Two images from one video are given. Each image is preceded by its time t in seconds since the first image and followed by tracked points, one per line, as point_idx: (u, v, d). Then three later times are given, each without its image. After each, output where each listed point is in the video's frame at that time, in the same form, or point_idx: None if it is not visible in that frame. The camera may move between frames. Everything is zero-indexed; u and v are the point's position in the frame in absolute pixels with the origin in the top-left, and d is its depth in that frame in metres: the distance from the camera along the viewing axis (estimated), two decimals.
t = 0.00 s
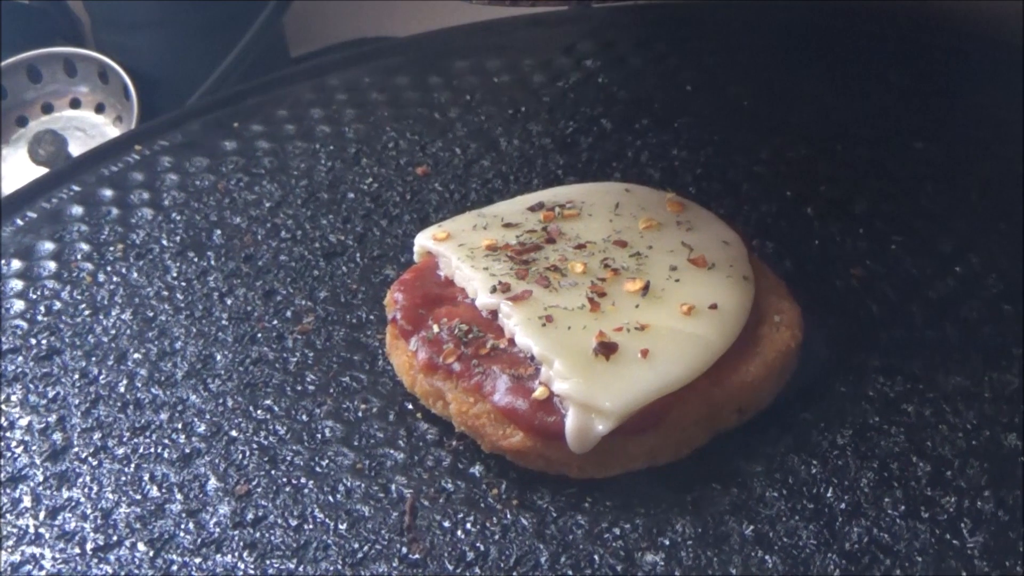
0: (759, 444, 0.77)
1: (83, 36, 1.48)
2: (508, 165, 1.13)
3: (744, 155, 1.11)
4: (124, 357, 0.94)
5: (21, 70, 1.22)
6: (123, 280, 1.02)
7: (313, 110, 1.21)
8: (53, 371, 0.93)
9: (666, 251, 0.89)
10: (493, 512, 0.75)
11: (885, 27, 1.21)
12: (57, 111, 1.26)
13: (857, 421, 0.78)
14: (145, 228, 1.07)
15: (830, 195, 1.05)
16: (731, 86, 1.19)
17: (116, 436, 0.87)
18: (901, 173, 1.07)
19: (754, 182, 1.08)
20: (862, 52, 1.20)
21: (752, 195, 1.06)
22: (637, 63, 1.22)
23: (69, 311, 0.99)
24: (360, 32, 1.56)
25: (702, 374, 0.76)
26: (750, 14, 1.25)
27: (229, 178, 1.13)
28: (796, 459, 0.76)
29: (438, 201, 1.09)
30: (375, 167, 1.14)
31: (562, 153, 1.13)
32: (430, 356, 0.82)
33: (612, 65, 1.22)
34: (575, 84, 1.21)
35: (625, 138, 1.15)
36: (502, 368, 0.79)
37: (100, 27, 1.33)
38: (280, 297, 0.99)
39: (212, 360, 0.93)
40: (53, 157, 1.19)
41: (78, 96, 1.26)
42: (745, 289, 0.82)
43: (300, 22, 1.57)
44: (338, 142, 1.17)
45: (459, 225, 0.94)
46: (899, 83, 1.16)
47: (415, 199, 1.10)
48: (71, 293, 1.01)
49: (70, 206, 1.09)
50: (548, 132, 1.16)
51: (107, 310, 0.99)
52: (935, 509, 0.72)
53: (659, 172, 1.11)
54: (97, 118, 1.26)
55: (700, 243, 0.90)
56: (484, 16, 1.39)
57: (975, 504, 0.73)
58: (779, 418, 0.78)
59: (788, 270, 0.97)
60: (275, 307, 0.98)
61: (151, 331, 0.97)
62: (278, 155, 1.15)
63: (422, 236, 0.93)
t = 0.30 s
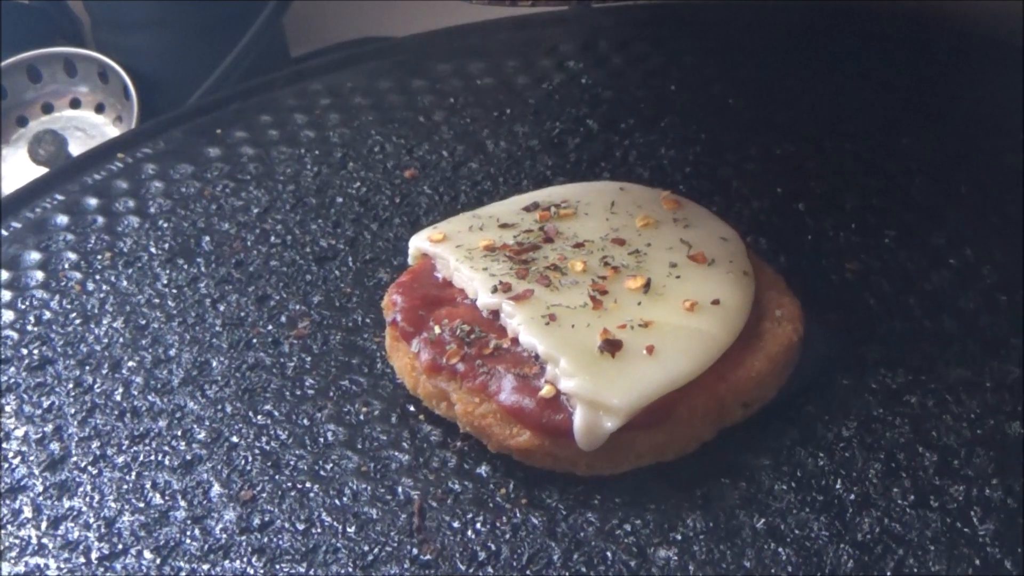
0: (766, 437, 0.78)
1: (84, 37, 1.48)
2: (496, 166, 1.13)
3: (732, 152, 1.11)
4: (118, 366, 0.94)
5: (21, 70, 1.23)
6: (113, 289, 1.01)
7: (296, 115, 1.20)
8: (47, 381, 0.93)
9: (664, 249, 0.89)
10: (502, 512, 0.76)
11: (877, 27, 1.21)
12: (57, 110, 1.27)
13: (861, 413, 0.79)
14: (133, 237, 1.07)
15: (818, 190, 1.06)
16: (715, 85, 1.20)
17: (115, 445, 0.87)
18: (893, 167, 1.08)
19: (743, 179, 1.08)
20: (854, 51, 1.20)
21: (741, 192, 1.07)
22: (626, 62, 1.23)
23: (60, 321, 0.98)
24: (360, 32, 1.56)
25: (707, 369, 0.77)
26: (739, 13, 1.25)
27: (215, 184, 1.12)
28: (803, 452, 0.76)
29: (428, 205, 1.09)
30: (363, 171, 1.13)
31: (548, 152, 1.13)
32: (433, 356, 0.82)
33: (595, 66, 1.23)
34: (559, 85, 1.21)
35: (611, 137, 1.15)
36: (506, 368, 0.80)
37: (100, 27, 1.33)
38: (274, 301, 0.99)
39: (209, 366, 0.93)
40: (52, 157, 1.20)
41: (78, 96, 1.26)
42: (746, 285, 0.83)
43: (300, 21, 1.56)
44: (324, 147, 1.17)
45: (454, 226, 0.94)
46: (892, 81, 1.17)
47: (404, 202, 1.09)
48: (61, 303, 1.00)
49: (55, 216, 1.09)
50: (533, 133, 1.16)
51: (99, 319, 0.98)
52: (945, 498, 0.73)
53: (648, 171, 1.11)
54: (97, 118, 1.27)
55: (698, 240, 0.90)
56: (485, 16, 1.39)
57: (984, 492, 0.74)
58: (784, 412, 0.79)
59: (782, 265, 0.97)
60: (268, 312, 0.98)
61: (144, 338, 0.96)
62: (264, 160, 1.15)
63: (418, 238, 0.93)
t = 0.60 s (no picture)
0: (773, 430, 0.79)
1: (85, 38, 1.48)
2: (483, 169, 1.12)
3: (718, 150, 1.12)
4: (112, 376, 0.93)
5: (21, 70, 1.23)
6: (102, 298, 1.00)
7: (278, 123, 1.20)
8: (41, 393, 0.92)
9: (662, 246, 0.90)
10: (512, 511, 0.76)
11: (870, 26, 1.22)
12: (57, 110, 1.27)
13: (865, 405, 0.80)
14: (119, 245, 1.06)
15: (806, 186, 1.07)
16: (696, 87, 1.20)
17: (115, 454, 0.86)
18: (883, 161, 1.09)
19: (731, 177, 1.08)
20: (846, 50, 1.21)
21: (730, 189, 1.07)
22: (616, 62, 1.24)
23: (50, 332, 0.97)
24: (360, 33, 1.56)
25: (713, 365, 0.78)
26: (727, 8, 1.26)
27: (200, 192, 1.12)
28: (811, 444, 0.77)
29: (416, 208, 1.08)
30: (349, 176, 1.13)
31: (535, 155, 1.13)
32: (437, 357, 0.82)
33: (577, 67, 1.23)
34: (541, 86, 1.21)
35: (596, 138, 1.15)
36: (512, 367, 0.80)
37: (101, 28, 1.33)
38: (267, 307, 0.99)
39: (204, 374, 0.92)
40: (52, 156, 1.21)
41: (78, 96, 1.26)
42: (747, 279, 0.84)
43: (301, 23, 1.56)
44: (308, 154, 1.16)
45: (449, 228, 0.94)
46: (885, 78, 1.17)
47: (392, 206, 1.09)
48: (50, 313, 0.99)
49: (38, 226, 1.08)
50: (518, 135, 1.16)
51: (89, 329, 0.97)
52: (954, 485, 0.75)
53: (637, 171, 1.11)
54: (98, 118, 1.27)
55: (695, 236, 0.91)
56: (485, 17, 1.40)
57: (992, 478, 0.75)
58: (789, 406, 0.80)
59: (777, 259, 0.98)
60: (261, 319, 0.97)
61: (137, 347, 0.95)
62: (246, 166, 1.14)
63: (413, 240, 0.93)
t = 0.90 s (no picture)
0: (779, 423, 0.79)
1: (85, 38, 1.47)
2: (471, 171, 1.12)
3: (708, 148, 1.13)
4: (107, 385, 0.92)
5: (21, 70, 1.22)
6: (91, 307, 1.00)
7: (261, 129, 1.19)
8: (37, 403, 0.91)
9: (661, 243, 0.90)
10: (522, 509, 0.76)
11: (871, 26, 1.22)
12: (57, 110, 1.26)
13: (868, 397, 0.81)
14: (106, 254, 1.05)
15: (795, 183, 1.07)
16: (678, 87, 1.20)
17: (116, 463, 0.86)
18: (876, 155, 1.09)
19: (722, 175, 1.09)
20: (847, 49, 1.21)
21: (720, 187, 1.08)
22: (610, 61, 1.24)
23: (42, 342, 0.97)
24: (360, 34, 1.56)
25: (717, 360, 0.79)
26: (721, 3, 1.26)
27: (187, 199, 1.11)
28: (817, 437, 0.78)
29: (406, 211, 1.08)
30: (337, 180, 1.12)
31: (524, 156, 1.13)
32: (440, 358, 0.82)
33: (559, 69, 1.23)
34: (525, 89, 1.21)
35: (583, 138, 1.15)
36: (517, 366, 0.80)
37: (102, 28, 1.33)
38: (260, 312, 0.98)
39: (201, 382, 0.92)
40: (53, 156, 1.23)
41: (78, 96, 1.26)
42: (746, 274, 0.86)
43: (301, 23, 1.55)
44: (294, 158, 1.15)
45: (444, 230, 0.94)
46: (885, 76, 1.17)
47: (381, 209, 1.09)
48: (39, 323, 0.99)
49: (23, 236, 1.07)
50: (505, 137, 1.16)
51: (80, 339, 0.97)
52: (962, 474, 0.76)
53: (626, 171, 1.11)
54: (97, 118, 1.26)
55: (693, 233, 0.91)
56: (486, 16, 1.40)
57: (999, 466, 0.76)
58: (792, 399, 0.81)
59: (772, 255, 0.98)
60: (255, 325, 0.97)
61: (130, 355, 0.95)
62: (233, 171, 1.14)
63: (409, 242, 0.92)
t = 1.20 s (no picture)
0: (784, 416, 0.80)
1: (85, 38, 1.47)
2: (459, 174, 1.13)
3: (696, 147, 1.13)
4: (102, 395, 0.92)
5: (21, 70, 1.22)
6: (82, 316, 0.99)
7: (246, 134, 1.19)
8: (31, 414, 0.90)
9: (658, 240, 0.90)
10: (531, 508, 0.76)
11: (870, 26, 1.21)
12: (58, 110, 1.26)
13: (871, 388, 0.82)
14: (94, 263, 1.05)
15: (784, 180, 1.07)
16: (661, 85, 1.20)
17: (116, 472, 0.85)
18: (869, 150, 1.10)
19: (712, 173, 1.10)
20: (847, 50, 1.20)
21: (709, 184, 1.08)
22: (603, 61, 1.24)
23: (33, 352, 0.96)
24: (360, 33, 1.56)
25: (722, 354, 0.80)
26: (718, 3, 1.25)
27: (173, 207, 1.10)
28: (822, 428, 0.79)
29: (395, 215, 1.08)
30: (325, 185, 1.12)
31: (512, 158, 1.14)
32: (444, 359, 0.82)
33: (541, 70, 1.23)
34: (508, 90, 1.21)
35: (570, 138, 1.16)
36: (522, 365, 0.80)
37: (101, 27, 1.33)
38: (254, 317, 0.98)
39: (198, 388, 0.91)
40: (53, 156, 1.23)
41: (78, 96, 1.26)
42: (746, 269, 0.86)
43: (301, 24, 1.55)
44: (280, 164, 1.15)
45: (440, 232, 0.94)
46: (884, 76, 1.17)
47: (370, 212, 1.09)
48: (30, 333, 0.98)
49: (9, 247, 1.06)
50: (490, 139, 1.16)
51: (73, 348, 0.96)
52: (968, 463, 0.77)
53: (614, 171, 1.12)
54: (98, 118, 1.26)
55: (690, 229, 0.92)
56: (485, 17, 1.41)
57: (1006, 454, 0.77)
58: (796, 392, 0.82)
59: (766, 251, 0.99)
60: (249, 331, 0.96)
61: (125, 363, 0.94)
62: (218, 178, 1.13)
63: (405, 244, 0.92)
